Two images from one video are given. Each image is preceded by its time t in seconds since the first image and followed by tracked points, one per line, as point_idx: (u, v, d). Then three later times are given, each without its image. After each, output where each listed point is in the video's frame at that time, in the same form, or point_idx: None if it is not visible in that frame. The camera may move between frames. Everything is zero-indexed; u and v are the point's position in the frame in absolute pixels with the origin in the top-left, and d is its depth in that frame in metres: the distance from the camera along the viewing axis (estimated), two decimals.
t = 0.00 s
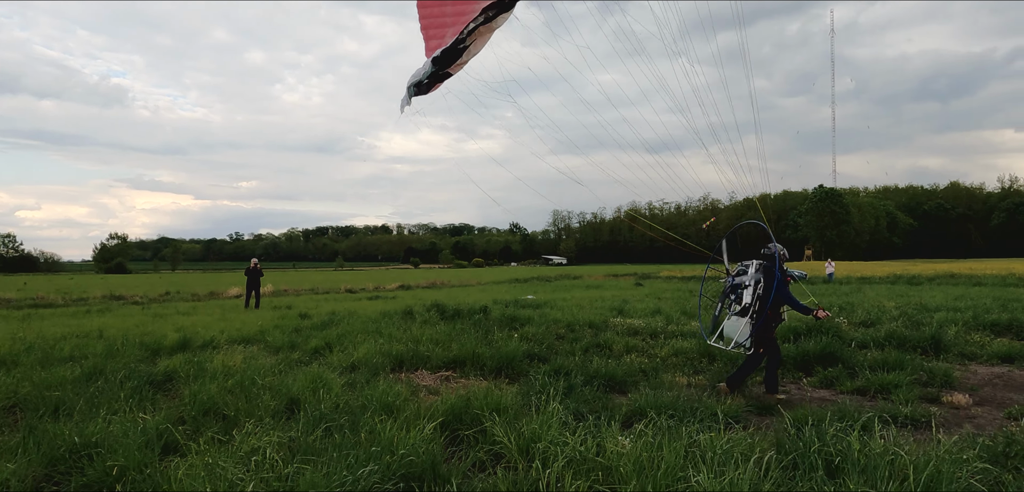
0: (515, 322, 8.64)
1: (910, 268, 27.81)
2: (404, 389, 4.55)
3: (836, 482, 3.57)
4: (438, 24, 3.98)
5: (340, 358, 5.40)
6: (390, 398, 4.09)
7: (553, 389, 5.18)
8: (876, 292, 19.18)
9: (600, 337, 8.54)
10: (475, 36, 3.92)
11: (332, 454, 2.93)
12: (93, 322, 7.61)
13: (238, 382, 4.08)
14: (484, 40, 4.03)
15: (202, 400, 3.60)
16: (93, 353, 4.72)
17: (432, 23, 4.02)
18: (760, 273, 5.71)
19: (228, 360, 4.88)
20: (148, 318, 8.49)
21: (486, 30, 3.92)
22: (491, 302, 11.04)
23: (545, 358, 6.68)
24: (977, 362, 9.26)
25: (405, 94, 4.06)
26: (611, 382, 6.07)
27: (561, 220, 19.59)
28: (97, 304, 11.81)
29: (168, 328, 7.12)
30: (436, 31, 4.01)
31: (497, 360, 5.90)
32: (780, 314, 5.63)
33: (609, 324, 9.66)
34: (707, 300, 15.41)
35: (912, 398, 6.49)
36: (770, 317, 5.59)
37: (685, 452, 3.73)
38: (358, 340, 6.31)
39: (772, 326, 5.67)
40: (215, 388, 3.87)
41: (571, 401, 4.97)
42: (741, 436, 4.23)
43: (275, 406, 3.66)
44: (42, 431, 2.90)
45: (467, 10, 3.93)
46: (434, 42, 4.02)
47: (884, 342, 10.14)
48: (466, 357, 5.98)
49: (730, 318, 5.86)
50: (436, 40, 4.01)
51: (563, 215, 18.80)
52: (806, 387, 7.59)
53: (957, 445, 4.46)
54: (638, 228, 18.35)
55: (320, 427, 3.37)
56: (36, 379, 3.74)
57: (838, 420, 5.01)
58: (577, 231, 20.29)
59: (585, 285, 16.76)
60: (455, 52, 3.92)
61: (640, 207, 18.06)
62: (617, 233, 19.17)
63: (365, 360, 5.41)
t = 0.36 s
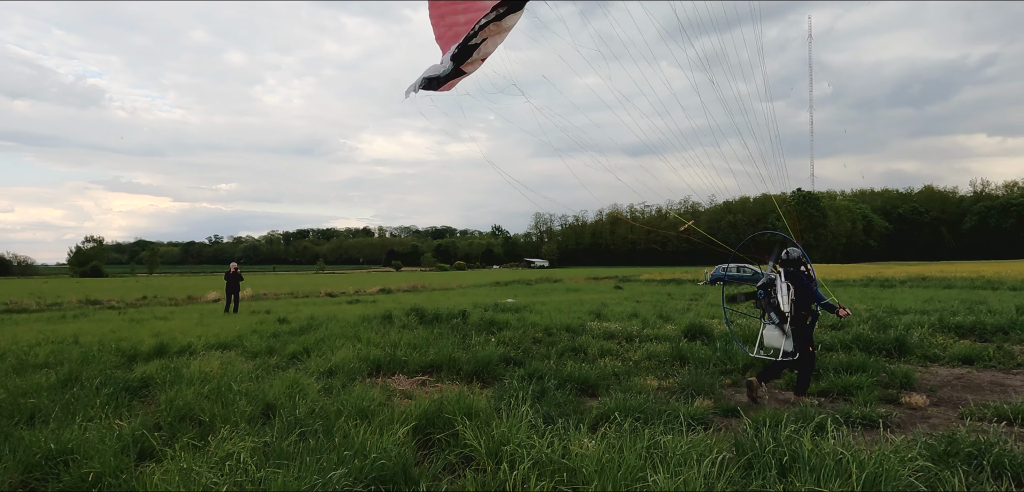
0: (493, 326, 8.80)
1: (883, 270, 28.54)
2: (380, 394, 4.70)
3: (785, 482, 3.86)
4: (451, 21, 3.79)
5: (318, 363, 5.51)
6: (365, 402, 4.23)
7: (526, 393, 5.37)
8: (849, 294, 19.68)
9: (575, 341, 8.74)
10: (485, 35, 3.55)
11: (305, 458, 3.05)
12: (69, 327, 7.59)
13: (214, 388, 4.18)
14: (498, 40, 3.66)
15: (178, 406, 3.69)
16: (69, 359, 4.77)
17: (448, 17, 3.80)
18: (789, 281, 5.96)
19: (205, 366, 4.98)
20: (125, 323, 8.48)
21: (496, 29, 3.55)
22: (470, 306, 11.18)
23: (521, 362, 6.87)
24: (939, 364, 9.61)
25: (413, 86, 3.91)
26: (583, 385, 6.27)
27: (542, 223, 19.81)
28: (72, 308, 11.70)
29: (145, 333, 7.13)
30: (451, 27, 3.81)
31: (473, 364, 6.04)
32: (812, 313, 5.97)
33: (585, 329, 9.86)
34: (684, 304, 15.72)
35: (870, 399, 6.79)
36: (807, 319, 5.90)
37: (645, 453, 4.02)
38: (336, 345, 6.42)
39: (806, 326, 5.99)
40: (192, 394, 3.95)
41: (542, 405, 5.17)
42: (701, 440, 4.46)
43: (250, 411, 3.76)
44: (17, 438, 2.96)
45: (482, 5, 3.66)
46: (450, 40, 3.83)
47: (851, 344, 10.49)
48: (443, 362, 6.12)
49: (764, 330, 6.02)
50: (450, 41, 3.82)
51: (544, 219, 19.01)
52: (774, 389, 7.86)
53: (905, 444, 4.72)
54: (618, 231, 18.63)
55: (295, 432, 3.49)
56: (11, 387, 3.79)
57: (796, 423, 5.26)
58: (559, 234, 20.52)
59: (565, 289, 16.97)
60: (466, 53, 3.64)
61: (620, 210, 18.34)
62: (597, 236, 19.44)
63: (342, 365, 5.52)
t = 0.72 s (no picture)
0: (474, 328, 8.91)
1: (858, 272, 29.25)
2: (360, 394, 4.79)
3: (750, 474, 4.04)
4: (451, 22, 3.40)
5: (298, 364, 5.58)
6: (345, 401, 4.31)
7: (505, 392, 5.50)
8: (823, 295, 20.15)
9: (554, 344, 8.90)
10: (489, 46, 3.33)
11: (284, 454, 3.12)
12: (43, 330, 7.51)
13: (193, 389, 4.23)
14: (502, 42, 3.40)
15: (156, 406, 3.74)
16: (44, 361, 4.76)
17: (450, 14, 3.37)
18: (813, 281, 6.24)
19: (184, 367, 5.02)
20: (101, 326, 8.41)
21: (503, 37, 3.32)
22: (451, 308, 11.30)
23: (500, 363, 7.01)
24: (908, 363, 9.94)
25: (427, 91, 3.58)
26: (561, 384, 6.42)
27: (525, 226, 19.96)
28: (45, 312, 11.53)
29: (122, 336, 7.10)
30: (453, 26, 3.41)
31: (453, 364, 6.14)
32: (832, 312, 6.29)
33: (564, 332, 10.05)
34: (663, 305, 15.99)
35: (839, 396, 7.03)
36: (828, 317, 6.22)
37: (618, 448, 4.17)
38: (316, 346, 6.51)
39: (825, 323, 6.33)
40: (171, 395, 3.99)
41: (519, 404, 5.31)
42: (672, 436, 4.63)
43: (228, 410, 3.81)
44: None
45: (486, 6, 3.27)
46: (450, 39, 3.46)
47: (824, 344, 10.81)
48: (423, 362, 6.21)
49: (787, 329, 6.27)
50: (452, 41, 3.47)
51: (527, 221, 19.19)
52: (747, 387, 8.09)
53: (867, 437, 4.94)
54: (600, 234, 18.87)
55: (275, 430, 3.56)
56: None
57: (764, 418, 5.46)
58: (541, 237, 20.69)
59: (546, 292, 17.16)
60: (473, 59, 3.38)
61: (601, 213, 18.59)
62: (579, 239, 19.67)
63: (321, 366, 5.60)
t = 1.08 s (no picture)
0: (455, 333, 8.99)
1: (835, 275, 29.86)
2: (341, 399, 4.83)
3: (723, 477, 4.17)
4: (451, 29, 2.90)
5: (279, 369, 5.63)
6: (326, 406, 4.36)
7: (485, 397, 5.58)
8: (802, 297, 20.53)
9: (535, 348, 9.01)
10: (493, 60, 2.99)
11: (264, 461, 3.16)
12: (16, 335, 7.39)
13: (172, 395, 4.26)
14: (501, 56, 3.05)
15: (135, 412, 3.77)
16: (19, 367, 4.73)
17: (450, 19, 2.89)
18: (830, 288, 6.42)
19: (163, 372, 5.03)
20: (77, 330, 8.30)
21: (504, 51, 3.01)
22: (434, 311, 11.36)
23: (481, 367, 7.10)
24: (882, 365, 10.21)
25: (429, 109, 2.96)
26: (541, 389, 6.52)
27: (509, 228, 20.07)
28: (18, 315, 11.33)
29: (99, 340, 7.05)
30: (454, 35, 2.93)
31: (435, 369, 6.21)
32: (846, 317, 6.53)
33: (546, 335, 10.18)
34: (645, 308, 16.20)
35: (814, 399, 7.22)
36: (846, 322, 6.44)
37: (595, 453, 4.27)
38: (297, 351, 6.55)
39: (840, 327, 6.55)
40: (149, 401, 4.01)
41: (499, 408, 5.40)
42: (648, 439, 4.75)
43: (208, 416, 3.85)
44: None
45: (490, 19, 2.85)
46: (449, 46, 2.98)
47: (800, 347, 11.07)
48: (404, 367, 6.27)
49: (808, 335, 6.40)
50: (450, 48, 2.98)
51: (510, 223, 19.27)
52: (725, 389, 8.26)
53: (838, 439, 5.09)
54: (584, 236, 19.05)
55: (255, 436, 3.60)
56: None
57: (738, 421, 5.61)
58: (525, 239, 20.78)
59: (529, 294, 17.27)
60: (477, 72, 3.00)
61: (584, 215, 18.75)
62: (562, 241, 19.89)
63: (302, 371, 5.64)
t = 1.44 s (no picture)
0: (435, 335, 9.07)
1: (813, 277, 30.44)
2: (316, 402, 4.92)
3: (696, 478, 4.33)
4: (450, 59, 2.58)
5: (255, 372, 5.70)
6: (301, 409, 4.45)
7: (462, 399, 5.69)
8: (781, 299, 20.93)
9: (514, 349, 9.14)
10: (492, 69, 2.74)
11: (234, 466, 3.25)
12: None
13: (144, 399, 4.38)
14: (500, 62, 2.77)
15: (107, 418, 3.91)
16: None
17: (449, 27, 2.48)
18: (832, 288, 6.66)
19: (137, 375, 5.11)
20: (51, 332, 8.20)
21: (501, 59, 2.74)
22: (414, 313, 11.43)
23: (460, 368, 7.20)
24: (857, 366, 10.49)
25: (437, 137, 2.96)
26: (519, 391, 6.64)
27: (492, 229, 20.16)
28: None
29: (72, 342, 7.01)
30: (453, 48, 2.53)
31: (414, 371, 6.29)
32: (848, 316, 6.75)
33: (525, 337, 10.30)
34: (625, 309, 16.41)
35: (788, 401, 7.43)
36: (846, 321, 6.66)
37: (568, 454, 4.40)
38: (275, 353, 6.61)
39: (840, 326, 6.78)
40: (122, 406, 4.14)
41: (476, 410, 5.51)
42: (622, 441, 4.89)
43: (180, 421, 3.98)
44: None
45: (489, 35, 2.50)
46: (447, 57, 2.60)
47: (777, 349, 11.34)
48: (383, 369, 6.35)
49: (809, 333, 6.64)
50: (450, 60, 2.62)
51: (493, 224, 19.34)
52: (702, 391, 8.47)
53: (809, 441, 5.28)
54: (566, 237, 19.22)
55: (226, 440, 3.72)
56: None
57: (712, 423, 5.79)
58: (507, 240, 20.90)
59: (511, 296, 17.38)
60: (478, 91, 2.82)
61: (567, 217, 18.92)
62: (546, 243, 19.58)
63: (278, 374, 5.72)
